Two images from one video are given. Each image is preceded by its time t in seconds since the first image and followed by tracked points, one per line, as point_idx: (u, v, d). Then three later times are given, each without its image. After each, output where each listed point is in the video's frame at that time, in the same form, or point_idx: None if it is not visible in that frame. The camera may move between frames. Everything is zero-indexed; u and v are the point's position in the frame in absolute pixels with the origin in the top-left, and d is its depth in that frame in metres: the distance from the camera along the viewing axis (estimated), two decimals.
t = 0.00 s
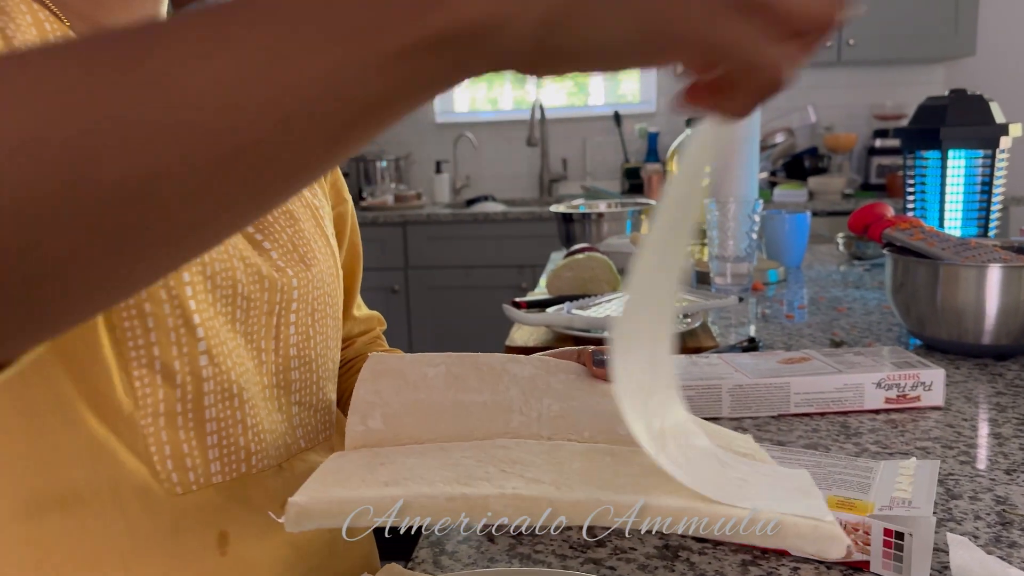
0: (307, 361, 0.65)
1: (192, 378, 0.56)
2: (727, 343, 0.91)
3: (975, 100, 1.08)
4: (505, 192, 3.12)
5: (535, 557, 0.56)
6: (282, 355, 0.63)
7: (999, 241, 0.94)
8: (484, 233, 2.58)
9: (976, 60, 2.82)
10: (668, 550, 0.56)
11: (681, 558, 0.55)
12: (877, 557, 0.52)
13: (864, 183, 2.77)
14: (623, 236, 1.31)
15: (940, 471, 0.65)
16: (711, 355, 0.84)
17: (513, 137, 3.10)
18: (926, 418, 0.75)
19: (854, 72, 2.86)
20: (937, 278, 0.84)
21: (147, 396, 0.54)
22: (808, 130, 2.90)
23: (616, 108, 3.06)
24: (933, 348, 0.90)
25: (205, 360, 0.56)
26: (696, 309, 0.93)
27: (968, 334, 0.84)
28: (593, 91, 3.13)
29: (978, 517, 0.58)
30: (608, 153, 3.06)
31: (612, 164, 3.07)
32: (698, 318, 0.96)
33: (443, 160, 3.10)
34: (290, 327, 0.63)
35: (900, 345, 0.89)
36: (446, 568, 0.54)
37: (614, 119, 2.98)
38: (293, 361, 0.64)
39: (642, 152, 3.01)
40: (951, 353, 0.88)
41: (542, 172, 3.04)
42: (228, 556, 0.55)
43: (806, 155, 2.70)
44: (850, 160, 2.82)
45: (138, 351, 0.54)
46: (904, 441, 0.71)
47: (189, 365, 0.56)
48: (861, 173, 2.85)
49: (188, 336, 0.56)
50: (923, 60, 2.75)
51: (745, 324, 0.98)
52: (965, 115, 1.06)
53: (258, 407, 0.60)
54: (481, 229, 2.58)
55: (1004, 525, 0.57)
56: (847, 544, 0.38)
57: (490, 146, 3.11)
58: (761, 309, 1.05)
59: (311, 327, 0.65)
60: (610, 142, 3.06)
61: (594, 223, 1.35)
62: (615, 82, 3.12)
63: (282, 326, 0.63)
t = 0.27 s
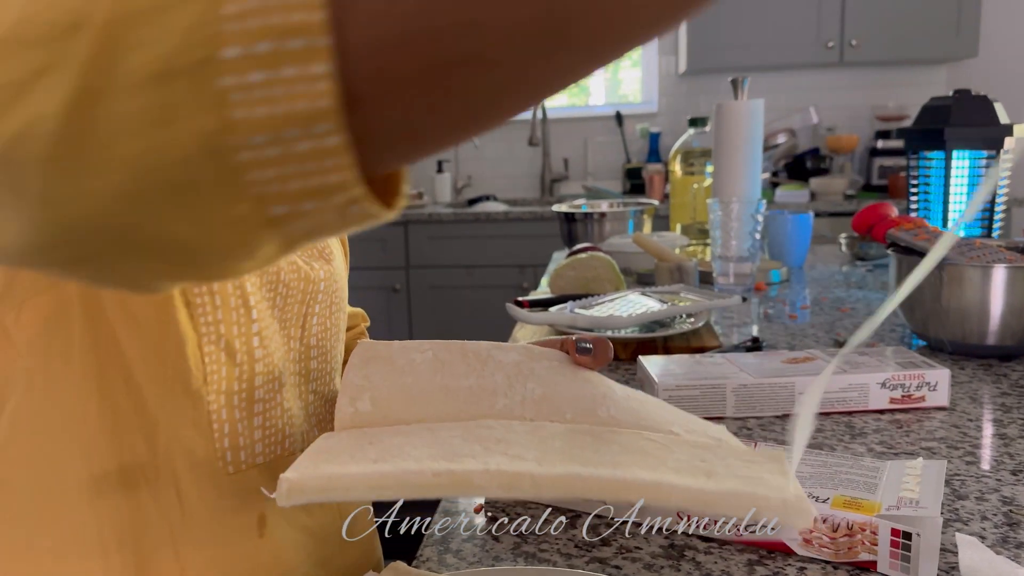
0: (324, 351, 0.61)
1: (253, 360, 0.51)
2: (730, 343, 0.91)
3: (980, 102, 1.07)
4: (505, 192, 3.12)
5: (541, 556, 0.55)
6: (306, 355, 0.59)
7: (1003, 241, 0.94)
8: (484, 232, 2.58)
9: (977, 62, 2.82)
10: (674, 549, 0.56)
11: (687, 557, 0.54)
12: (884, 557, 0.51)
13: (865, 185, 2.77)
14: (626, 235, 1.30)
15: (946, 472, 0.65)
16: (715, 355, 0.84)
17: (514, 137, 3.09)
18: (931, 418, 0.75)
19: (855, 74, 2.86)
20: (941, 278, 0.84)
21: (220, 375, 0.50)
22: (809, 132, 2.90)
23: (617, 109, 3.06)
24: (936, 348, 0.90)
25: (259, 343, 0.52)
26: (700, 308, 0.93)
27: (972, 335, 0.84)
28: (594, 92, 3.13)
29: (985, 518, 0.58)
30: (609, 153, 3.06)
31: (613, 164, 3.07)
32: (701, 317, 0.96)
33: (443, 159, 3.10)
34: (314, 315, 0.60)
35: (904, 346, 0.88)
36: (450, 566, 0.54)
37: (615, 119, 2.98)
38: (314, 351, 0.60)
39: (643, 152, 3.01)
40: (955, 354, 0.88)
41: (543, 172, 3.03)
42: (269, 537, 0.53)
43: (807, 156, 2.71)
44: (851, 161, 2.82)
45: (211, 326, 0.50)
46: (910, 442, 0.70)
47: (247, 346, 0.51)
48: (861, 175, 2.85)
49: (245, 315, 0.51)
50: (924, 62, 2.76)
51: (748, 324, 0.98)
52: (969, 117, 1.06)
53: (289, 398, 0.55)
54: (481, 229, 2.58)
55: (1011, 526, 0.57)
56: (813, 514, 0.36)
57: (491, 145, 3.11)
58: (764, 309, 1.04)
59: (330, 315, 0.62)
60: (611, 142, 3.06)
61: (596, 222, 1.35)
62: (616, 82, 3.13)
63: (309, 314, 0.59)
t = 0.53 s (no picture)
0: (329, 349, 0.62)
1: (261, 359, 0.53)
2: (727, 345, 0.91)
3: (976, 105, 1.07)
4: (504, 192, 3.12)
5: (538, 559, 0.55)
6: (313, 352, 0.60)
7: (999, 246, 0.94)
8: (483, 232, 2.58)
9: (976, 65, 2.82)
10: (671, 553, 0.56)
11: (682, 560, 0.55)
12: (879, 560, 0.51)
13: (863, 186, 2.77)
14: (624, 237, 1.31)
15: (941, 475, 0.65)
16: (712, 357, 0.84)
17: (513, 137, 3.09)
18: (927, 422, 0.75)
19: (854, 76, 2.86)
20: (939, 282, 0.84)
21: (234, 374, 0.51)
22: (809, 133, 2.91)
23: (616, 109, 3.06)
24: (933, 352, 0.90)
25: (269, 343, 0.54)
26: (698, 310, 0.94)
27: (968, 339, 0.84)
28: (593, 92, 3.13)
29: (979, 522, 0.58)
30: (607, 154, 3.06)
31: (612, 164, 3.07)
32: (699, 319, 0.96)
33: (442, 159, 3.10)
34: (320, 316, 0.60)
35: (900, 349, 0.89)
36: (447, 568, 0.54)
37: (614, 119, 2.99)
38: (319, 350, 0.60)
39: (642, 153, 3.02)
40: (951, 357, 0.88)
41: (541, 172, 3.04)
42: (279, 536, 0.53)
43: (806, 158, 2.71)
44: (850, 163, 2.82)
45: (225, 328, 0.51)
46: (905, 445, 0.71)
47: (258, 347, 0.53)
48: (860, 176, 2.86)
49: (257, 318, 0.53)
50: (924, 64, 2.76)
51: (746, 326, 0.98)
52: (966, 120, 1.06)
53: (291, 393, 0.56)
54: (480, 229, 2.58)
55: (1005, 529, 0.57)
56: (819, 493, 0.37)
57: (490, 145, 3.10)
58: (761, 312, 1.05)
59: (338, 313, 0.62)
60: (609, 142, 3.06)
61: (594, 223, 1.35)
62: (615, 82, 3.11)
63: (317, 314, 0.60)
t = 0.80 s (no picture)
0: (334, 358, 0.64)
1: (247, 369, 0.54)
2: (724, 343, 0.91)
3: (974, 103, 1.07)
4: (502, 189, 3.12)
5: (530, 558, 0.55)
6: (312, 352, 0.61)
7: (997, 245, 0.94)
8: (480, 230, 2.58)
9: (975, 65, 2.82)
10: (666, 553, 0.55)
11: (676, 559, 0.54)
12: (874, 560, 0.51)
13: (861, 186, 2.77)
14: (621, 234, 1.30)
15: (937, 474, 0.65)
16: (708, 355, 0.84)
17: (511, 134, 3.09)
18: (924, 421, 0.75)
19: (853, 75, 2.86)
20: (937, 280, 0.84)
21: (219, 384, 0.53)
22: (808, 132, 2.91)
23: (615, 107, 3.06)
24: (931, 351, 0.89)
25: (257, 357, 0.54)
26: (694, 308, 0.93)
27: (966, 338, 0.84)
28: (591, 89, 3.12)
29: (975, 521, 0.58)
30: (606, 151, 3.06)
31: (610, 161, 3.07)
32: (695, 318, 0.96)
33: (440, 155, 3.10)
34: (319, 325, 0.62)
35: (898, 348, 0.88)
36: (438, 567, 0.54)
37: (613, 117, 2.98)
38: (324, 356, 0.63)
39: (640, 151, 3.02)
40: (949, 357, 0.88)
41: (540, 169, 3.03)
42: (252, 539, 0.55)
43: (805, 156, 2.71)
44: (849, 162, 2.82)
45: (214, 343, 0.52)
46: (902, 444, 0.70)
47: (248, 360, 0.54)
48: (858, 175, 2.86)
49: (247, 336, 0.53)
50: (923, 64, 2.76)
51: (742, 325, 0.98)
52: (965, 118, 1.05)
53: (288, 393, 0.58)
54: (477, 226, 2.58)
55: (1000, 529, 0.57)
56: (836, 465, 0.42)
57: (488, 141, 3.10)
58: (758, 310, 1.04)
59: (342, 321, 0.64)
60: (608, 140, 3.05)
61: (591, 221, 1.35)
62: (613, 78, 3.10)
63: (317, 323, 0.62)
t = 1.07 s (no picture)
0: (320, 344, 0.69)
1: (227, 371, 0.57)
2: (720, 342, 0.91)
3: (971, 105, 1.08)
4: (499, 186, 3.12)
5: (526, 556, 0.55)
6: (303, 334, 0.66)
7: (991, 245, 0.94)
8: (477, 226, 2.58)
9: (971, 65, 2.83)
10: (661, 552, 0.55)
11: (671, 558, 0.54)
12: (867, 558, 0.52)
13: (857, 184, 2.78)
14: (617, 233, 1.30)
15: (930, 473, 0.65)
16: (704, 354, 0.84)
17: (509, 131, 3.09)
18: (917, 420, 0.75)
19: (850, 74, 2.87)
20: (931, 280, 0.84)
21: (195, 388, 0.55)
22: (804, 131, 2.91)
23: (612, 104, 3.06)
24: (926, 351, 0.90)
25: (239, 355, 0.58)
26: (690, 306, 0.93)
27: (960, 337, 0.84)
28: (589, 87, 3.12)
29: (967, 520, 0.58)
30: (603, 149, 3.06)
31: (607, 159, 3.07)
32: (691, 316, 0.95)
33: (437, 152, 3.10)
34: (310, 316, 0.66)
35: (892, 347, 0.89)
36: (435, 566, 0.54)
37: (610, 114, 2.99)
38: (309, 342, 0.67)
39: (637, 149, 3.02)
40: (943, 356, 0.88)
41: (537, 166, 3.04)
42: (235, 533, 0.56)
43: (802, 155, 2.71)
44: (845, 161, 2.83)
45: (189, 348, 0.54)
46: (895, 443, 0.71)
47: (226, 361, 0.57)
48: (854, 174, 2.87)
49: (228, 333, 0.57)
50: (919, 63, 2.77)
51: (738, 323, 0.98)
52: (961, 119, 1.07)
53: (269, 382, 0.62)
54: (474, 223, 2.58)
55: (992, 528, 0.57)
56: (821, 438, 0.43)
57: (485, 139, 3.10)
58: (754, 309, 1.05)
59: (327, 312, 0.68)
60: (605, 138, 3.06)
61: (587, 219, 1.35)
62: (610, 78, 3.11)
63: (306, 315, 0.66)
